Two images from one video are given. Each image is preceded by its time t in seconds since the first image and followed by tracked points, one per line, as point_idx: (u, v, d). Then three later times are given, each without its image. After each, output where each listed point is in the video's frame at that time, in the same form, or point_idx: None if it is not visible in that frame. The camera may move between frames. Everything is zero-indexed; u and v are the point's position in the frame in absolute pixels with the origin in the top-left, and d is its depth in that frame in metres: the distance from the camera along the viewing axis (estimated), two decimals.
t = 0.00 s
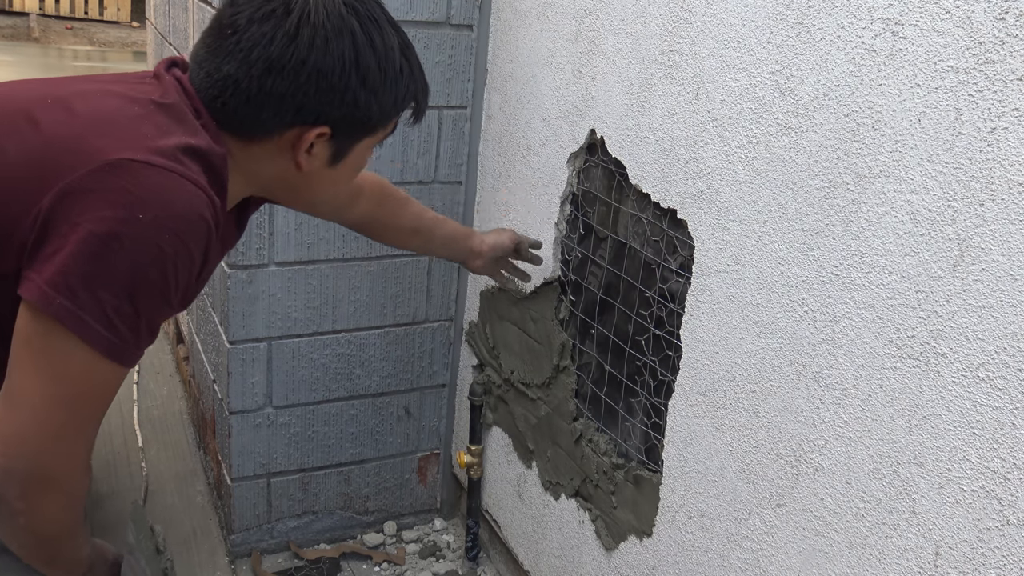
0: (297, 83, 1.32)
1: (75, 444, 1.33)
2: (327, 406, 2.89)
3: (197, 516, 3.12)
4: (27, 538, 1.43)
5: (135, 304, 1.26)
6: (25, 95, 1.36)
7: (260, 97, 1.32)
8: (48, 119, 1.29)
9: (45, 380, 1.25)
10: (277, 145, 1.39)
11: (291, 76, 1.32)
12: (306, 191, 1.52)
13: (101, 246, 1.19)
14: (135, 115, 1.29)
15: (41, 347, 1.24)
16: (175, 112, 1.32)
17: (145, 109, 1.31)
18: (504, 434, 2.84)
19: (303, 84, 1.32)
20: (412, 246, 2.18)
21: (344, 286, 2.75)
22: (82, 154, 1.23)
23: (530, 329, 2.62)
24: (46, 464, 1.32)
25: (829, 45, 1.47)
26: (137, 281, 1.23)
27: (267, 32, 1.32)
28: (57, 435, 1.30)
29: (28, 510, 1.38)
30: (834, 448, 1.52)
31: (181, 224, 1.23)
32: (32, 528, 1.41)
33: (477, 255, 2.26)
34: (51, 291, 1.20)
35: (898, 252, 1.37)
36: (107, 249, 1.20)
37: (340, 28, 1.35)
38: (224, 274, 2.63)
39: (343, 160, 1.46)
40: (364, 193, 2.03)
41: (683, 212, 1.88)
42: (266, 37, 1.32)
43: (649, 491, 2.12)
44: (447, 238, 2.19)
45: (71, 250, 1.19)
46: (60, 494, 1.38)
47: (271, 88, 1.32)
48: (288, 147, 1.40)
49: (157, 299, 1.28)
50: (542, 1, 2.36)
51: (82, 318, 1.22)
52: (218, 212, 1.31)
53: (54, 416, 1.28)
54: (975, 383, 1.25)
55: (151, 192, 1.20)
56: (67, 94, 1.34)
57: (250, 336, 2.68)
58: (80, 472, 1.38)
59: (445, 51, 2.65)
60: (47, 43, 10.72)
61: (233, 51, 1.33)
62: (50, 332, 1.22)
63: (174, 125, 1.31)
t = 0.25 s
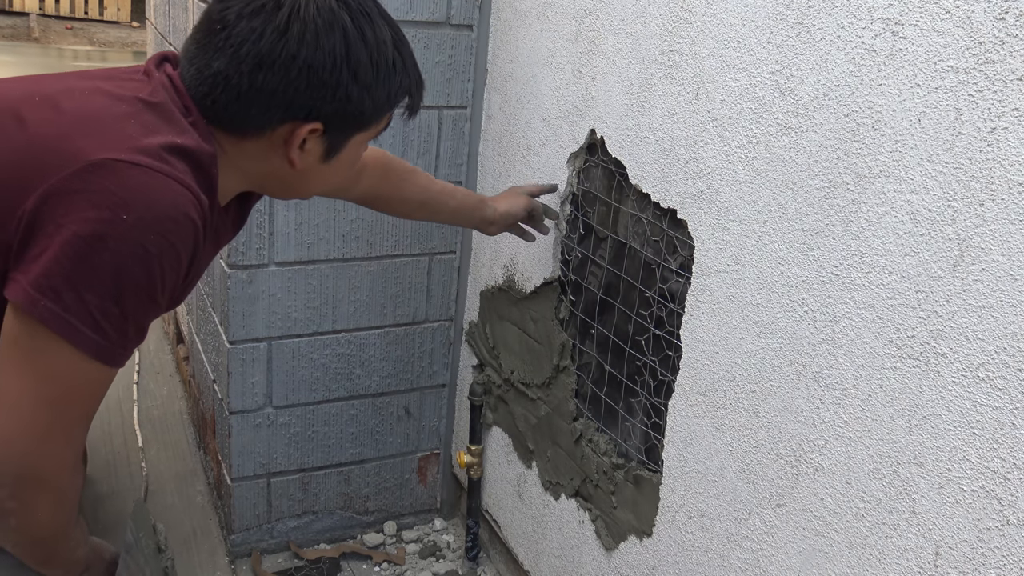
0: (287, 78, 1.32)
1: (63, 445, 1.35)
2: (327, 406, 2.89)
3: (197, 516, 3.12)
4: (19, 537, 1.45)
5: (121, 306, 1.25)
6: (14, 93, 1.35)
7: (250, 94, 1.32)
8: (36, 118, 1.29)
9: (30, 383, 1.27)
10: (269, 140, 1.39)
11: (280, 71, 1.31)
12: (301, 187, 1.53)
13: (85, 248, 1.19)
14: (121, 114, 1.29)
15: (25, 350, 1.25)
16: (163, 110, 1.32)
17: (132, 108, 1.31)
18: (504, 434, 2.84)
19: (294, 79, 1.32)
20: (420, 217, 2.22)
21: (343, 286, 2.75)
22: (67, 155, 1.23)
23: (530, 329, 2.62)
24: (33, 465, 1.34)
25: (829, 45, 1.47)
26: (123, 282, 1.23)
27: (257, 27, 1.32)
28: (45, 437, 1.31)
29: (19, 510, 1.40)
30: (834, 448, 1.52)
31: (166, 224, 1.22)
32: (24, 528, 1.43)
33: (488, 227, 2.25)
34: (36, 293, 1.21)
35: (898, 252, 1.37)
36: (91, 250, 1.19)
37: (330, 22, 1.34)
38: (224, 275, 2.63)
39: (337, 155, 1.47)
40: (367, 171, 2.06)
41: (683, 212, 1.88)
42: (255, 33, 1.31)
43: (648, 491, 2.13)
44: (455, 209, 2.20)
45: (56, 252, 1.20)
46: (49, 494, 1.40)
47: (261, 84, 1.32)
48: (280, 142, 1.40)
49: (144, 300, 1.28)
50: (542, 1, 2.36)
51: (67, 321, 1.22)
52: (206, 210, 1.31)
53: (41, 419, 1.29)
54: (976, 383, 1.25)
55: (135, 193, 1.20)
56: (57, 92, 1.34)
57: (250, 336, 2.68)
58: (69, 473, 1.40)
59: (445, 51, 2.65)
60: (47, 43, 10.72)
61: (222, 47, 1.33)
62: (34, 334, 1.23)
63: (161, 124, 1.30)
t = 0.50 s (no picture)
0: (279, 70, 1.32)
1: (56, 442, 1.36)
2: (327, 406, 2.89)
3: (197, 516, 3.12)
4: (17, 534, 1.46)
5: (111, 303, 1.25)
6: (6, 91, 1.35)
7: (242, 86, 1.32)
8: (27, 116, 1.29)
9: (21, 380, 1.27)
10: (265, 133, 1.40)
11: (271, 63, 1.31)
12: (297, 180, 1.53)
13: (74, 245, 1.19)
14: (112, 110, 1.29)
15: (16, 348, 1.25)
16: (154, 107, 1.32)
17: (123, 104, 1.30)
18: (504, 434, 2.84)
19: (285, 70, 1.32)
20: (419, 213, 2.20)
21: (343, 286, 2.75)
22: (56, 153, 1.23)
23: (530, 329, 2.62)
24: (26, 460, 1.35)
25: (829, 45, 1.47)
26: (113, 279, 1.23)
27: (246, 19, 1.31)
28: (37, 434, 1.32)
29: (16, 506, 1.41)
30: (834, 448, 1.52)
31: (155, 221, 1.22)
32: (21, 524, 1.44)
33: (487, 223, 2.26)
34: (26, 290, 1.21)
35: (898, 252, 1.37)
36: (80, 248, 1.19)
37: (320, 12, 1.34)
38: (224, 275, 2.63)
39: (333, 145, 1.47)
40: (366, 167, 2.04)
41: (683, 212, 1.88)
42: (244, 25, 1.31)
43: (648, 491, 2.13)
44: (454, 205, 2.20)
45: (45, 250, 1.19)
46: (45, 490, 1.40)
47: (253, 76, 1.32)
48: (276, 134, 1.40)
49: (135, 297, 1.28)
50: (542, 1, 2.36)
51: (56, 318, 1.22)
52: (196, 206, 1.31)
53: (32, 416, 1.30)
54: (976, 383, 1.25)
55: (124, 190, 1.20)
56: (48, 90, 1.34)
57: (250, 336, 2.68)
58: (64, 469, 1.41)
59: (445, 51, 2.65)
60: (48, 43, 10.73)
61: (212, 41, 1.33)
62: (26, 332, 1.24)
63: (153, 120, 1.30)
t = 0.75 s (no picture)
0: (282, 62, 1.32)
1: (64, 439, 1.35)
2: (327, 406, 2.89)
3: (197, 516, 3.12)
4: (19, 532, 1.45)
5: (118, 300, 1.26)
6: (10, 90, 1.35)
7: (247, 81, 1.32)
8: (32, 114, 1.29)
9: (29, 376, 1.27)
10: (270, 126, 1.39)
11: (274, 56, 1.32)
12: (302, 171, 1.52)
13: (82, 243, 1.19)
14: (116, 107, 1.28)
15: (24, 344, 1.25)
16: (157, 101, 1.31)
17: (126, 100, 1.30)
18: (504, 434, 2.84)
19: (289, 62, 1.32)
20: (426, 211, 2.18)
21: (343, 286, 2.75)
22: (62, 151, 1.22)
23: (530, 328, 2.62)
24: (33, 457, 1.34)
25: (829, 45, 1.47)
26: (120, 276, 1.23)
27: (248, 13, 1.31)
28: (44, 431, 1.31)
29: (20, 504, 1.40)
30: (834, 448, 1.52)
31: (162, 218, 1.22)
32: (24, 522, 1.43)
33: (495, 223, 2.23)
34: (34, 288, 1.21)
35: (898, 252, 1.37)
36: (88, 246, 1.19)
37: (320, 3, 1.34)
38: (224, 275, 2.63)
39: (337, 136, 1.47)
40: (372, 159, 2.03)
41: (683, 212, 1.88)
42: (247, 20, 1.31)
43: (648, 491, 2.13)
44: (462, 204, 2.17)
45: (53, 248, 1.20)
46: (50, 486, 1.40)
47: (257, 70, 1.32)
48: (280, 126, 1.40)
49: (142, 294, 1.28)
50: (542, 1, 2.36)
51: (64, 315, 1.22)
52: (202, 203, 1.31)
53: (40, 412, 1.29)
54: (976, 383, 1.25)
55: (130, 187, 1.19)
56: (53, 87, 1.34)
57: (250, 336, 2.68)
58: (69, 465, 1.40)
59: (445, 51, 2.65)
60: (48, 43, 10.74)
61: (215, 37, 1.33)
62: (34, 329, 1.23)
63: (157, 116, 1.29)
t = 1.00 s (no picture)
0: (291, 61, 1.32)
1: (75, 436, 1.34)
2: (328, 406, 2.89)
3: (197, 517, 3.12)
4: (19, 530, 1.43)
5: (133, 300, 1.25)
6: (18, 89, 1.35)
7: (256, 80, 1.32)
8: (43, 114, 1.28)
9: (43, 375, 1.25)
10: (277, 124, 1.39)
11: (283, 55, 1.32)
12: (308, 169, 1.52)
13: (98, 244, 1.19)
14: (128, 108, 1.28)
15: (39, 341, 1.23)
16: (166, 101, 1.31)
17: (138, 101, 1.30)
18: (504, 434, 2.84)
19: (297, 61, 1.32)
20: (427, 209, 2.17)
21: (343, 286, 2.75)
22: (76, 152, 1.22)
23: (530, 329, 2.62)
24: (42, 456, 1.33)
25: (829, 45, 1.47)
26: (135, 277, 1.23)
27: (257, 14, 1.32)
28: (55, 429, 1.30)
29: (25, 501, 1.39)
30: (834, 448, 1.52)
31: (177, 219, 1.22)
32: (26, 520, 1.42)
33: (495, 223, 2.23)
34: (50, 289, 1.20)
35: (898, 252, 1.37)
36: (104, 247, 1.19)
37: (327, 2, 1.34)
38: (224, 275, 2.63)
39: (343, 132, 1.47)
40: (374, 155, 2.03)
41: (683, 212, 1.88)
42: (256, 19, 1.31)
43: (648, 491, 2.12)
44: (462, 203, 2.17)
45: (70, 248, 1.19)
46: (55, 485, 1.38)
47: (266, 69, 1.32)
48: (288, 124, 1.40)
49: (155, 294, 1.27)
50: (542, 1, 2.36)
51: (81, 316, 1.22)
52: (214, 204, 1.31)
53: (51, 411, 1.28)
54: (976, 384, 1.25)
55: (146, 189, 1.19)
56: (63, 87, 1.34)
57: (250, 336, 2.68)
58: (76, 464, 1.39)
59: (445, 51, 2.65)
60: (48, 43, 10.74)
61: (223, 36, 1.33)
62: (51, 329, 1.22)
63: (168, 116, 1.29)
